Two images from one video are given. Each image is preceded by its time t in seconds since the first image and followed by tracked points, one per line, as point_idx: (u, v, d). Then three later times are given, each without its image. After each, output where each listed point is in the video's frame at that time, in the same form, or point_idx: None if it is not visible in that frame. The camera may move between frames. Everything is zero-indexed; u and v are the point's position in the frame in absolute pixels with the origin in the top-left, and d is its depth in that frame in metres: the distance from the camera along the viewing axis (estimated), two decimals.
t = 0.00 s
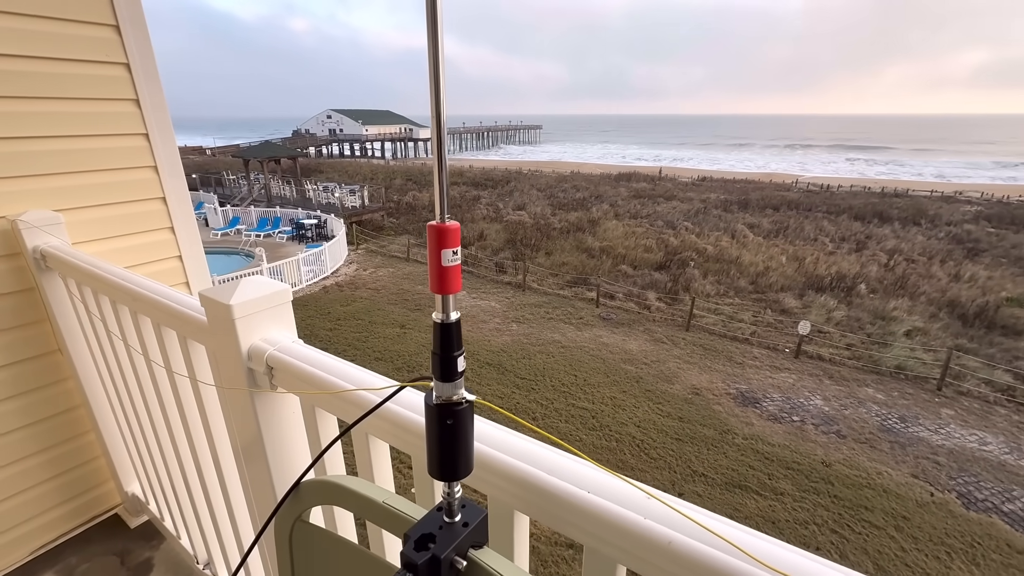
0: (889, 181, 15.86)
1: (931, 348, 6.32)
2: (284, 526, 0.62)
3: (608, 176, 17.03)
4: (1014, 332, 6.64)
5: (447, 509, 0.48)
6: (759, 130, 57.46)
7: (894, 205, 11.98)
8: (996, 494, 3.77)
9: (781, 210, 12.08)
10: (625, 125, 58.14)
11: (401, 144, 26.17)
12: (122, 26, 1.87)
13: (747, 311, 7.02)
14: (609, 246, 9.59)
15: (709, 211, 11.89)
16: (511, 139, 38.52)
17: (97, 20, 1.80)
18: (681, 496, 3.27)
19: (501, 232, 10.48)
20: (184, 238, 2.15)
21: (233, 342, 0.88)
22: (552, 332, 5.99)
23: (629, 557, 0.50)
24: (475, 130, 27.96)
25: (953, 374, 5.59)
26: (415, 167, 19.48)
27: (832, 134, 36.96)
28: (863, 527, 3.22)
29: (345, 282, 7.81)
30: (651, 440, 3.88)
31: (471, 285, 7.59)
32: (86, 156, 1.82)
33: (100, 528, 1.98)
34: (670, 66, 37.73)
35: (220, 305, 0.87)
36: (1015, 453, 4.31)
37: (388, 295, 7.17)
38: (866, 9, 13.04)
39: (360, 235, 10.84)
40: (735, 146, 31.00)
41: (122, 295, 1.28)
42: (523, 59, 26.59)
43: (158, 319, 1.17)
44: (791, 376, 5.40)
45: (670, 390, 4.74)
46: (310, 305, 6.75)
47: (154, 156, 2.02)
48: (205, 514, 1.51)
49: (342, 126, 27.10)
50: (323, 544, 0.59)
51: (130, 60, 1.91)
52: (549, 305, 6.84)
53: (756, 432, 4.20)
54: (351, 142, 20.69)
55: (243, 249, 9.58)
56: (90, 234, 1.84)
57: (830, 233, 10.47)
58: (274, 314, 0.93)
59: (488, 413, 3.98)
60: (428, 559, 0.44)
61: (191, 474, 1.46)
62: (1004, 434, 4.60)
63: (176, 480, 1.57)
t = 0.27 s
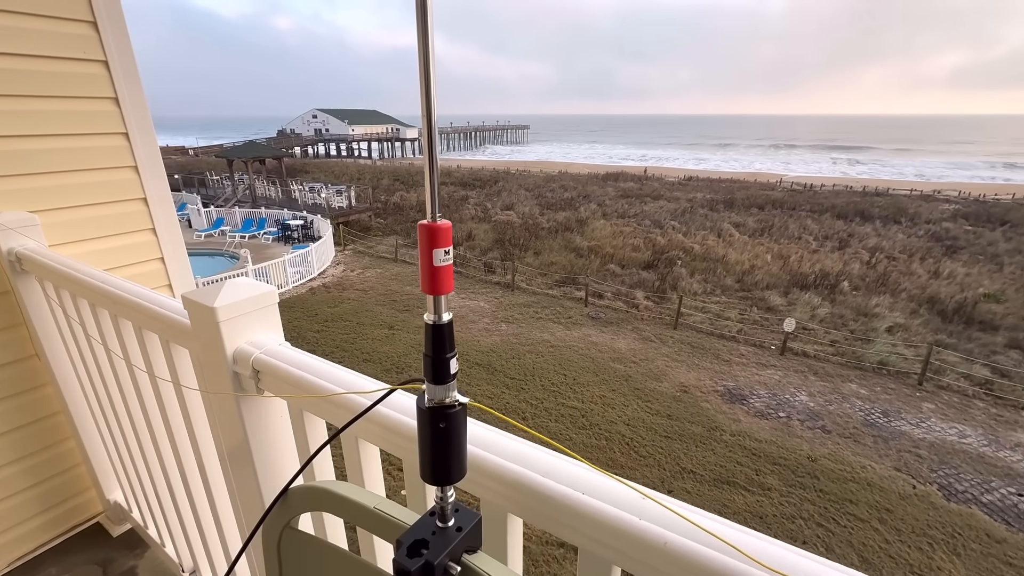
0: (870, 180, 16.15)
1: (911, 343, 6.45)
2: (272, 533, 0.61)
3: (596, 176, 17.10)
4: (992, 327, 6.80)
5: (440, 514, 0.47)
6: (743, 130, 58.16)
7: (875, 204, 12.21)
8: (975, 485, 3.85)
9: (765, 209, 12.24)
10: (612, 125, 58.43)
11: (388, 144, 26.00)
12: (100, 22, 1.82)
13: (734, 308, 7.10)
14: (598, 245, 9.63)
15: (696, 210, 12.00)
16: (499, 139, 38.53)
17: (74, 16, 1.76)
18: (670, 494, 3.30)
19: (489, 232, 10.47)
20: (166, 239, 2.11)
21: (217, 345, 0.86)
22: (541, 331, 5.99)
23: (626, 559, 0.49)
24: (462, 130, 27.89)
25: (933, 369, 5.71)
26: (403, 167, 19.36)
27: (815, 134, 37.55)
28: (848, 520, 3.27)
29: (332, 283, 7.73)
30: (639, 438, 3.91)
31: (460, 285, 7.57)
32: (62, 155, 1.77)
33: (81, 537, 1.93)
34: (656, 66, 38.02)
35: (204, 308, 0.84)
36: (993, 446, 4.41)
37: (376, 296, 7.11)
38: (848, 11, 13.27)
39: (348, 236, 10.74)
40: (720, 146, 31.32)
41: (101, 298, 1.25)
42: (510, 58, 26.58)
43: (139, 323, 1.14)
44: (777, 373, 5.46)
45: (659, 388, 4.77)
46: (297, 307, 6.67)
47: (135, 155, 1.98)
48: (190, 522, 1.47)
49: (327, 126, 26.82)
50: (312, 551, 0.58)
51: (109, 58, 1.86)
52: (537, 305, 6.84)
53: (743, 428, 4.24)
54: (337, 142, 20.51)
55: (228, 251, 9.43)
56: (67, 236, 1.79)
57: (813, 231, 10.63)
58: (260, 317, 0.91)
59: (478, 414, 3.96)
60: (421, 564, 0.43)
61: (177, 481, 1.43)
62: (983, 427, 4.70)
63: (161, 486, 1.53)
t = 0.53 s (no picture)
0: (850, 178, 16.46)
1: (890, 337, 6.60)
2: (262, 534, 0.60)
3: (582, 175, 17.17)
4: (967, 320, 6.99)
5: (433, 509, 0.47)
6: (726, 129, 58.89)
7: (855, 202, 12.45)
8: (953, 474, 3.95)
9: (748, 206, 12.41)
10: (597, 124, 58.72)
11: (373, 143, 25.77)
12: (75, 18, 1.77)
13: (718, 305, 7.19)
14: (584, 244, 9.67)
15: (680, 208, 12.12)
16: (485, 138, 38.46)
17: (48, 11, 1.71)
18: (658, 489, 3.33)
19: (476, 231, 10.44)
20: (146, 240, 2.06)
21: (203, 346, 0.85)
22: (529, 330, 6.00)
23: (619, 550, 0.50)
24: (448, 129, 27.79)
25: (911, 362, 5.85)
26: (388, 166, 19.21)
27: (796, 133, 38.17)
28: (831, 511, 3.34)
29: (318, 284, 7.64)
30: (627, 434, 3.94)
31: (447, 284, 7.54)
32: (33, 155, 1.71)
33: (61, 546, 1.89)
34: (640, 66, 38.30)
35: (189, 309, 0.83)
36: (969, 436, 4.53)
37: (363, 297, 7.05)
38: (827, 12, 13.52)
39: (333, 236, 10.63)
40: (703, 145, 31.69)
41: (81, 299, 1.22)
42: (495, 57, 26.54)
43: (121, 324, 1.12)
44: (762, 368, 5.55)
45: (646, 384, 4.81)
46: (282, 308, 6.58)
47: (113, 154, 1.93)
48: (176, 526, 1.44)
49: (311, 125, 26.48)
50: (303, 551, 0.57)
51: (85, 54, 1.81)
52: (525, 304, 6.85)
53: (729, 423, 4.31)
54: (321, 141, 20.26)
55: (210, 252, 9.27)
56: (43, 237, 1.74)
57: (795, 228, 10.81)
58: (246, 317, 0.90)
59: (467, 413, 3.96)
60: (416, 560, 0.44)
61: (161, 486, 1.40)
62: (959, 417, 4.83)
63: (145, 492, 1.50)
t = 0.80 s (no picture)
0: (827, 174, 16.80)
1: (867, 329, 6.76)
2: (248, 541, 0.59)
3: (565, 173, 17.22)
4: (939, 312, 7.20)
5: (424, 513, 0.47)
6: (707, 126, 59.62)
7: (832, 197, 12.70)
8: (927, 461, 4.07)
9: (729, 203, 12.59)
10: (580, 121, 58.94)
11: (354, 142, 25.48)
12: (41, 14, 1.71)
13: (701, 301, 7.29)
14: (569, 241, 9.70)
15: (663, 205, 12.24)
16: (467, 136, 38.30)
17: (13, 7, 1.65)
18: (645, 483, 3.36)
19: (460, 230, 10.40)
20: (121, 244, 2.00)
21: (183, 351, 0.83)
22: (515, 328, 6.00)
23: (610, 547, 0.51)
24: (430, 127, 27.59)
25: (887, 353, 6.00)
26: (370, 165, 19.00)
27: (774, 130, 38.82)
28: (813, 501, 3.42)
29: (300, 285, 7.53)
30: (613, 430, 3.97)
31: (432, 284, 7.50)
32: None
33: (37, 559, 1.83)
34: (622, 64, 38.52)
35: (167, 314, 0.81)
36: (942, 423, 4.67)
37: (346, 297, 6.97)
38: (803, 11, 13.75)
39: (315, 237, 10.48)
40: (685, 142, 32.03)
41: (53, 304, 1.18)
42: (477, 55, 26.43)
43: (96, 329, 1.08)
44: (744, 361, 5.64)
45: (631, 380, 4.85)
46: (263, 310, 6.47)
47: (84, 155, 1.87)
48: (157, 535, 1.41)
49: (290, 123, 26.04)
50: (291, 559, 0.57)
51: (52, 52, 1.75)
52: (511, 302, 6.85)
53: (713, 417, 4.37)
54: (301, 140, 19.94)
55: (187, 254, 9.06)
56: (12, 242, 1.68)
57: (775, 224, 11.00)
58: (228, 321, 0.87)
59: (454, 413, 3.94)
60: (408, 565, 0.43)
61: (141, 494, 1.36)
62: (933, 406, 4.97)
63: (124, 500, 1.46)
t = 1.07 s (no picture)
0: (799, 168, 17.19)
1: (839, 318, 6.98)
2: (262, 525, 0.61)
3: (544, 169, 17.26)
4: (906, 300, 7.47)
5: (435, 487, 0.51)
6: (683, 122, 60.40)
7: (804, 190, 13.00)
8: (897, 443, 4.29)
9: (705, 197, 12.80)
10: (558, 117, 59.08)
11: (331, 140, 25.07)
12: (12, 12, 1.68)
13: (680, 294, 7.43)
14: (549, 238, 9.76)
15: (641, 201, 12.38)
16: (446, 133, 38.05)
17: None
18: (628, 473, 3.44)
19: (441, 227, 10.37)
20: (100, 245, 1.97)
21: (183, 348, 0.85)
22: (498, 324, 6.04)
23: (607, 515, 0.56)
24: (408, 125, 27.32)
25: (858, 340, 6.22)
26: (347, 163, 18.74)
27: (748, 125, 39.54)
28: (790, 484, 3.55)
29: (279, 286, 7.42)
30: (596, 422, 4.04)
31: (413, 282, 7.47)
32: None
33: (21, 567, 1.81)
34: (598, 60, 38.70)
35: (167, 311, 0.82)
36: (910, 407, 4.87)
37: (327, 297, 6.90)
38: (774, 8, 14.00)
39: (292, 237, 10.31)
40: (660, 137, 32.46)
41: (40, 305, 1.17)
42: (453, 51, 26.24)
43: (87, 329, 1.08)
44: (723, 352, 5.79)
45: (613, 373, 4.94)
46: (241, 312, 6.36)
47: (60, 155, 1.84)
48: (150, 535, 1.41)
49: (264, 121, 25.47)
50: (304, 540, 0.59)
51: (25, 49, 1.72)
52: (493, 298, 6.88)
53: (694, 407, 4.50)
54: (275, 138, 19.52)
55: (160, 256, 8.82)
56: None
57: (750, 217, 11.24)
58: (227, 317, 0.89)
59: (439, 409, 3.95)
60: (424, 534, 0.47)
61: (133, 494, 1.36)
62: (901, 390, 5.18)
63: (114, 502, 1.45)
